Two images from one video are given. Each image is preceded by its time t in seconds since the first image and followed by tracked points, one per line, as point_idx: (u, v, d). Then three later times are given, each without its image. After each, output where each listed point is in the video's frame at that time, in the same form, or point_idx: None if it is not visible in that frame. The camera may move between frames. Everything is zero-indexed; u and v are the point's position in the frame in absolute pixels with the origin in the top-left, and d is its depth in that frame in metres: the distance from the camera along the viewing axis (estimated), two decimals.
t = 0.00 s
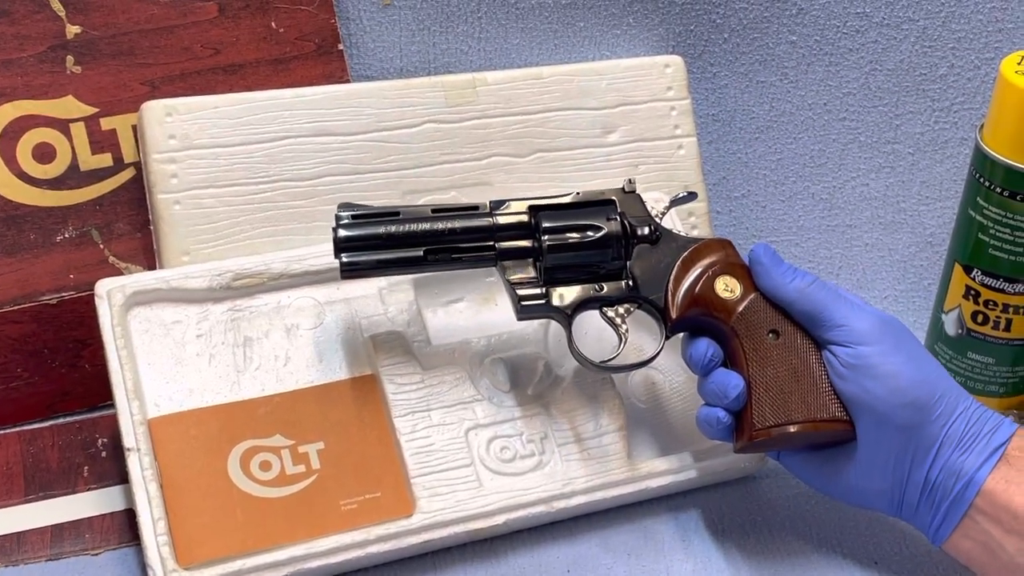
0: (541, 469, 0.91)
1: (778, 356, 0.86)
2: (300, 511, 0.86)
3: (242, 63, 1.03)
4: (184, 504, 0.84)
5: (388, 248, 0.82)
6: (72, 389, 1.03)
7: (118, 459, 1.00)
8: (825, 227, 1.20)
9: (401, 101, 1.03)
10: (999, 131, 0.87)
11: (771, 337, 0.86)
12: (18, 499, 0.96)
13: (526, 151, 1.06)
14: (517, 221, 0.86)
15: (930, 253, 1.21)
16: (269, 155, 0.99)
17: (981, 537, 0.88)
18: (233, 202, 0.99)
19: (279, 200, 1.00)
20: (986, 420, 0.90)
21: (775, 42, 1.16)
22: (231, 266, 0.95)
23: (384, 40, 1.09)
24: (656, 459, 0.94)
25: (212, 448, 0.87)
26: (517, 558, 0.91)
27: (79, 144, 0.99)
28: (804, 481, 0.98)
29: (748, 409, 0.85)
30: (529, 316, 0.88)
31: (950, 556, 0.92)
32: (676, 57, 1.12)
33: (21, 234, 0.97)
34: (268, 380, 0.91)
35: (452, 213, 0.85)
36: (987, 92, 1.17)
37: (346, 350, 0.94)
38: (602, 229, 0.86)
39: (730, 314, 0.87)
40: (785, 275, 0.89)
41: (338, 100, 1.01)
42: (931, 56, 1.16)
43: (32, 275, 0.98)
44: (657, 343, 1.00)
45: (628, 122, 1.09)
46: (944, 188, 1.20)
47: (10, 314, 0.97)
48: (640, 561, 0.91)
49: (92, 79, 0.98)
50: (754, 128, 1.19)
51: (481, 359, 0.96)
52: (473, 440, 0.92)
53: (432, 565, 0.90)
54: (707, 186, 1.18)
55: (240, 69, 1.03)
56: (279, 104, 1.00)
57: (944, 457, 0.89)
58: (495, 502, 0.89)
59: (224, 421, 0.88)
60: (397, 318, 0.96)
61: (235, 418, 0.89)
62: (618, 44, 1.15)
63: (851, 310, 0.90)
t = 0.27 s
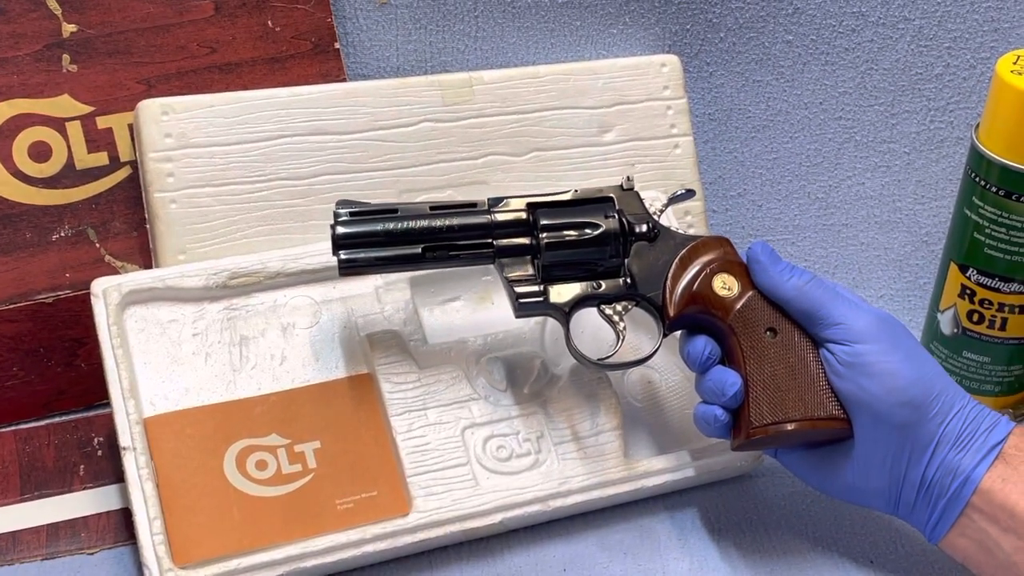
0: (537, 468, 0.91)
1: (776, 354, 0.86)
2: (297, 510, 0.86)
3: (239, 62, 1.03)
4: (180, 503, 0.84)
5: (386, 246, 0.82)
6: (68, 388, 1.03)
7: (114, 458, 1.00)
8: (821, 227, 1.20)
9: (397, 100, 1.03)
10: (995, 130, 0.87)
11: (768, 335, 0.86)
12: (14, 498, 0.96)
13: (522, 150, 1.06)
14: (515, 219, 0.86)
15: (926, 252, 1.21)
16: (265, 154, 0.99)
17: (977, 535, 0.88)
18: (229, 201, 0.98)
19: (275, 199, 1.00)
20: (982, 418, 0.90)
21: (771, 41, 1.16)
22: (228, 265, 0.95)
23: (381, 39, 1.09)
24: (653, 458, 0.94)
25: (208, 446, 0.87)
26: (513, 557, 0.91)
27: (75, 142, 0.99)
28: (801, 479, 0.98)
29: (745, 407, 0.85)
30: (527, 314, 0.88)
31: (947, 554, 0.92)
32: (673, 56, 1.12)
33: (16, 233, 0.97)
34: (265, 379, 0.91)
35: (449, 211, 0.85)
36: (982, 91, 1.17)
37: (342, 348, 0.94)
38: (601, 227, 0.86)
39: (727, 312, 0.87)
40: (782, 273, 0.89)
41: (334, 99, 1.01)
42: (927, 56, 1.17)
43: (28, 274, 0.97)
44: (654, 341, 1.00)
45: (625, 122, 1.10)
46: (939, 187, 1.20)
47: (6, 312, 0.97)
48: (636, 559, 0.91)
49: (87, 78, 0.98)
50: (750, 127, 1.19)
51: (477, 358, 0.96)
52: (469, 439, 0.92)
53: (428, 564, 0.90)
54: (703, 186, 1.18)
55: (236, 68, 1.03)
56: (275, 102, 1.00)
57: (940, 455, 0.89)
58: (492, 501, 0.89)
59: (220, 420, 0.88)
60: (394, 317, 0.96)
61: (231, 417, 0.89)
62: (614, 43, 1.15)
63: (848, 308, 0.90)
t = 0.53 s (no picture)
0: (532, 467, 0.91)
1: (771, 354, 0.86)
2: (292, 509, 0.86)
3: (234, 60, 1.03)
4: (175, 503, 0.84)
5: (380, 246, 0.82)
6: (63, 387, 1.03)
7: (110, 457, 1.00)
8: (817, 226, 1.20)
9: (392, 98, 1.02)
10: (990, 130, 0.87)
11: (763, 334, 0.86)
12: (8, 497, 0.96)
13: (518, 149, 1.06)
14: (509, 218, 0.86)
15: (922, 251, 1.21)
16: (260, 153, 0.99)
17: (972, 534, 0.88)
18: (224, 199, 0.98)
19: (271, 198, 1.00)
20: (977, 417, 0.91)
21: (766, 40, 1.16)
22: (223, 264, 0.94)
23: (376, 38, 1.09)
24: (648, 457, 0.94)
25: (203, 446, 0.87)
26: (508, 557, 0.91)
27: (70, 141, 0.98)
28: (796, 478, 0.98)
29: (740, 406, 0.85)
30: (522, 314, 0.88)
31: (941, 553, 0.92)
32: (668, 55, 1.12)
33: (11, 232, 0.97)
34: (260, 378, 0.91)
35: (444, 211, 0.85)
36: (978, 91, 1.17)
37: (338, 347, 0.94)
38: (595, 226, 0.87)
39: (722, 312, 0.87)
40: (777, 272, 0.89)
41: (329, 98, 1.01)
42: (922, 55, 1.17)
43: (23, 273, 0.97)
44: (648, 341, 1.00)
45: (620, 120, 1.10)
46: (935, 187, 1.21)
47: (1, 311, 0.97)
48: (632, 559, 0.91)
49: (82, 76, 0.98)
50: (745, 126, 1.19)
51: (472, 357, 0.96)
52: (465, 438, 0.92)
53: (423, 563, 0.90)
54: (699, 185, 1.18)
55: (231, 67, 1.03)
56: (270, 101, 0.99)
57: (935, 455, 0.89)
58: (487, 501, 0.89)
59: (214, 419, 0.88)
60: (389, 316, 0.96)
61: (226, 416, 0.88)
62: (610, 42, 1.14)
63: (842, 307, 0.91)
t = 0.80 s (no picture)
0: (527, 466, 0.91)
1: (765, 352, 0.85)
2: (286, 508, 0.85)
3: (228, 58, 1.02)
4: (169, 502, 0.84)
5: (375, 244, 0.82)
6: (57, 386, 1.02)
7: (103, 456, 1.00)
8: (811, 224, 1.21)
9: (387, 97, 1.02)
10: (985, 128, 0.87)
11: (758, 332, 0.86)
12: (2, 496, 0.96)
13: (513, 147, 1.06)
14: (504, 216, 0.85)
15: (917, 250, 1.21)
16: (254, 151, 0.99)
17: (966, 533, 0.88)
18: (218, 198, 0.98)
19: (265, 196, 0.99)
20: (972, 416, 0.90)
21: (761, 38, 1.16)
22: (217, 263, 0.94)
23: (371, 36, 1.09)
24: (643, 456, 0.94)
25: (197, 445, 0.87)
26: (502, 556, 0.91)
27: (64, 139, 0.98)
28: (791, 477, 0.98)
29: (735, 405, 0.85)
30: (516, 312, 0.88)
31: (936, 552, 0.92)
32: (663, 54, 1.12)
33: (4, 230, 0.97)
34: (254, 377, 0.91)
35: (438, 208, 0.84)
36: (973, 89, 1.17)
37: (332, 346, 0.94)
38: (590, 224, 0.86)
39: (717, 309, 0.87)
40: (772, 270, 0.89)
41: (324, 96, 1.01)
42: (917, 54, 1.17)
43: (16, 272, 0.97)
44: (644, 338, 1.00)
45: (615, 119, 1.09)
46: (929, 185, 1.21)
47: None
48: (626, 558, 0.91)
49: (76, 74, 0.98)
50: (740, 125, 1.19)
51: (467, 356, 0.96)
52: (459, 437, 0.91)
53: (418, 562, 0.90)
54: (693, 183, 1.19)
55: (226, 65, 1.02)
56: (265, 100, 0.99)
57: (930, 454, 0.89)
58: (481, 499, 0.89)
59: (208, 418, 0.88)
60: (383, 315, 0.96)
61: (220, 415, 0.88)
62: (605, 40, 1.14)
63: (837, 305, 0.90)
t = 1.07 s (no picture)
0: (519, 465, 0.91)
1: (759, 350, 0.85)
2: (278, 507, 0.85)
3: (219, 55, 1.02)
4: (160, 501, 0.84)
5: (367, 243, 0.82)
6: (48, 385, 1.02)
7: (95, 454, 1.00)
8: (806, 222, 1.20)
9: (379, 94, 1.02)
10: (978, 126, 0.87)
11: (752, 331, 0.86)
12: None
13: (505, 145, 1.06)
14: (497, 215, 0.85)
15: (910, 248, 1.21)
16: (246, 149, 0.99)
17: (960, 531, 0.88)
18: (210, 196, 0.98)
19: (256, 194, 0.99)
20: (966, 414, 0.90)
21: (755, 35, 1.15)
22: (208, 261, 0.94)
23: (363, 33, 1.08)
24: (636, 455, 0.94)
25: (188, 444, 0.86)
26: (495, 555, 0.90)
27: (54, 137, 0.98)
28: (784, 475, 0.97)
29: (729, 403, 0.85)
30: (509, 310, 0.88)
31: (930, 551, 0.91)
32: (657, 51, 1.11)
33: None
34: (245, 375, 0.91)
35: (431, 207, 0.84)
36: (967, 87, 1.17)
37: (324, 344, 0.93)
38: (583, 222, 0.86)
39: (711, 308, 0.87)
40: (766, 268, 0.89)
41: (316, 93, 1.00)
42: (911, 51, 1.16)
43: (7, 270, 0.96)
44: (637, 337, 1.00)
45: (608, 116, 1.09)
46: (923, 183, 1.21)
47: None
48: (619, 556, 0.91)
49: (67, 72, 0.97)
50: (734, 122, 1.18)
51: (460, 355, 0.95)
52: (451, 436, 0.91)
53: (410, 561, 0.89)
54: (687, 181, 1.18)
55: (217, 62, 1.02)
56: (256, 97, 0.99)
57: (924, 452, 0.89)
58: (474, 498, 0.88)
59: (200, 417, 0.88)
60: (376, 313, 0.95)
61: (211, 413, 0.88)
62: (598, 37, 1.14)
63: (831, 303, 0.90)
